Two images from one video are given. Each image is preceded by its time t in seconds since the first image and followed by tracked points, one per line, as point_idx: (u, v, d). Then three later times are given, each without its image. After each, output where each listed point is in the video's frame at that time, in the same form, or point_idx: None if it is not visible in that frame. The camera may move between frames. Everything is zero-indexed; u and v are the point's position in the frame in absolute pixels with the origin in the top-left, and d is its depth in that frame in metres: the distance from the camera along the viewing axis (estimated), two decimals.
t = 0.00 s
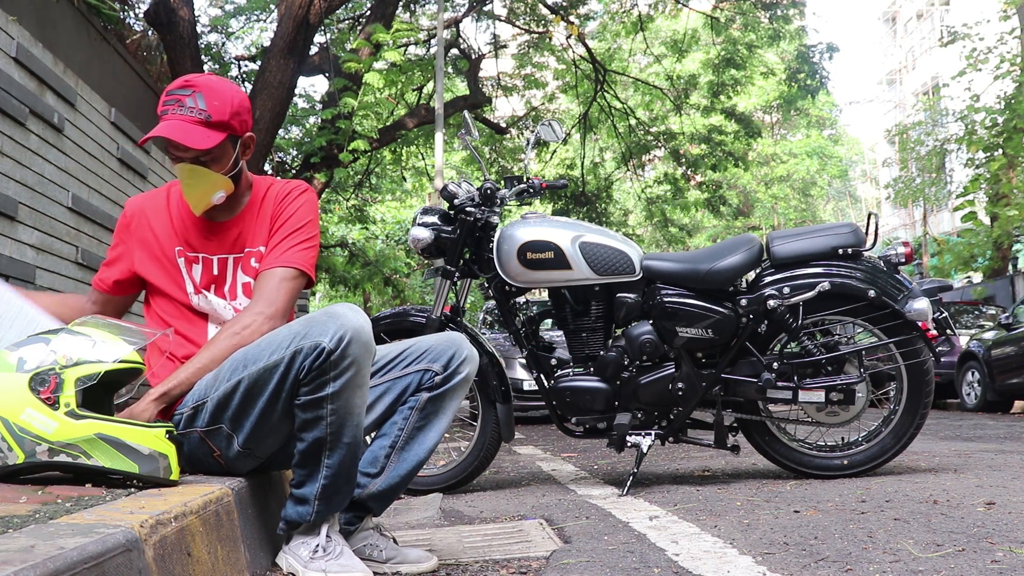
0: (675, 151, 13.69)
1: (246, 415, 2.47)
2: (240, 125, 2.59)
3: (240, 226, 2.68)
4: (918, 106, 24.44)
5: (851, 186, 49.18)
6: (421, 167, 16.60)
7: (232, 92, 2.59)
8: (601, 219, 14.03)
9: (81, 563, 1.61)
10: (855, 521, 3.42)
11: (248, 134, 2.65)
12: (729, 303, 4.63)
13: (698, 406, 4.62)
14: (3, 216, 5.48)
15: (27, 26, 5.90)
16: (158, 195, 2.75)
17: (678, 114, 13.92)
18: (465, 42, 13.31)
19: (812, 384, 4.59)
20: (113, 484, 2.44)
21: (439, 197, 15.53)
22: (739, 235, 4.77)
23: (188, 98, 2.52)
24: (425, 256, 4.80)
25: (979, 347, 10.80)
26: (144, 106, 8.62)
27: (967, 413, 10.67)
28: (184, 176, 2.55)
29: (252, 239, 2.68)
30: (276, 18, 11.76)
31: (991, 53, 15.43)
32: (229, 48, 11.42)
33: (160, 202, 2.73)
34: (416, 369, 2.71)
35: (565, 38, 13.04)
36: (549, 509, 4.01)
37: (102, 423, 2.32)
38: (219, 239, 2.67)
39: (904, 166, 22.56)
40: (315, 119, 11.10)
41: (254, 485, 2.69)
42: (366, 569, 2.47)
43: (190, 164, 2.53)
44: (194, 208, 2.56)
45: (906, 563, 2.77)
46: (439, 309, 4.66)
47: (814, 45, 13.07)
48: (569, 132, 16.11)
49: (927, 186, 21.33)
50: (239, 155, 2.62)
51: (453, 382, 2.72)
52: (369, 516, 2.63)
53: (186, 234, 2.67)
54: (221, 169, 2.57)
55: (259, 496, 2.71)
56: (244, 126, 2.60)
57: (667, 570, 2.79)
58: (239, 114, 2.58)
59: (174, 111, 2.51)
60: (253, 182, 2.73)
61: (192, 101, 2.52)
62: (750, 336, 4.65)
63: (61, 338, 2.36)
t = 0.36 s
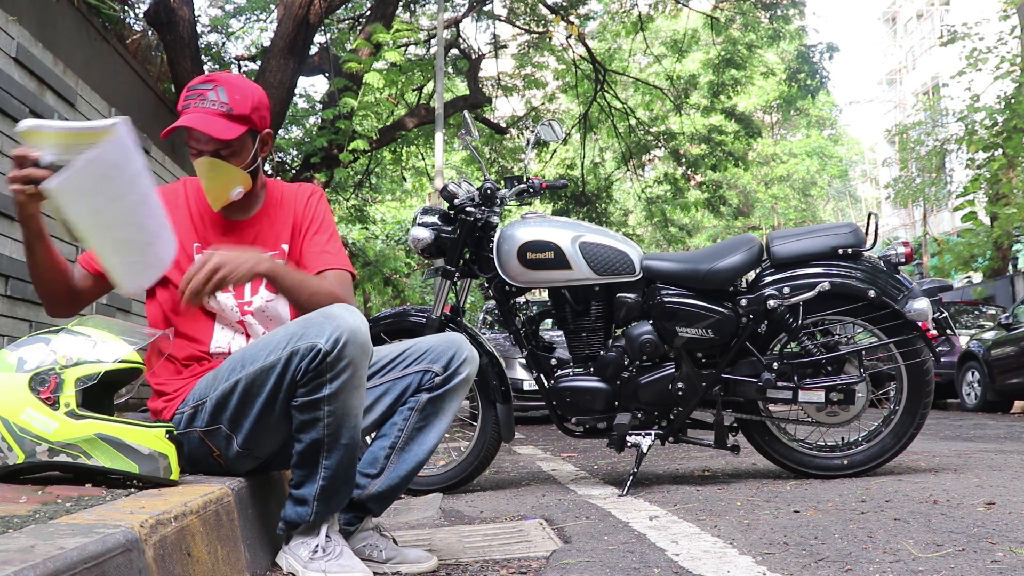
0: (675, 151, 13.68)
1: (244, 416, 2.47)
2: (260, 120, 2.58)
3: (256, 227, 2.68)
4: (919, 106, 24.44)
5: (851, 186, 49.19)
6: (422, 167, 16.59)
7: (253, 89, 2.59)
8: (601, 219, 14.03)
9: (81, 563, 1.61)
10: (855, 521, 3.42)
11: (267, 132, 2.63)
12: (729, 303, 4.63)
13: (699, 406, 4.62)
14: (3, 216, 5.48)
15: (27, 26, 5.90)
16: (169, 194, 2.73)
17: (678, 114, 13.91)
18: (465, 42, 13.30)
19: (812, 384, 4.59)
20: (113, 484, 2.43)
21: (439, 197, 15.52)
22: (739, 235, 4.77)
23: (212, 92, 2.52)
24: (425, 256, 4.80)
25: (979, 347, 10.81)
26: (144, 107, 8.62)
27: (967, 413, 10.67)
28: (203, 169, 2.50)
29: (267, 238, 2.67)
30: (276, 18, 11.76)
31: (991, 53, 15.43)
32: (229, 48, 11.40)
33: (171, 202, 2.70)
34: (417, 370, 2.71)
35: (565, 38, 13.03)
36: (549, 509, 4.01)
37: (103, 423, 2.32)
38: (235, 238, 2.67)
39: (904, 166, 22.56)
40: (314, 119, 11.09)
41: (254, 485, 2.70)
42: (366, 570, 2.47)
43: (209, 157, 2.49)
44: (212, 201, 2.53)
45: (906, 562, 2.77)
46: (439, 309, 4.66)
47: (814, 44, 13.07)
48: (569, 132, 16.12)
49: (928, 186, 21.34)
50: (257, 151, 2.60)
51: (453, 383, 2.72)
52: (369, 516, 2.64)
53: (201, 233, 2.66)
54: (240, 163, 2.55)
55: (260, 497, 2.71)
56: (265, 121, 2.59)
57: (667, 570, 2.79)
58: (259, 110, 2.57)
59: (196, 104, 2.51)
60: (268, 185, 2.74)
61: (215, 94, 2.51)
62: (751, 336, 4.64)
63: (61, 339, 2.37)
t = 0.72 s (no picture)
0: (675, 151, 13.68)
1: (247, 417, 2.47)
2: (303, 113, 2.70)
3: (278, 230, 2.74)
4: (919, 106, 24.44)
5: (851, 186, 49.22)
6: (422, 167, 16.59)
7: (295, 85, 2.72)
8: (601, 219, 14.03)
9: (80, 563, 1.61)
10: (855, 521, 3.42)
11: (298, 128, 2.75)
12: (729, 303, 4.63)
13: (699, 406, 4.62)
14: (3, 216, 5.48)
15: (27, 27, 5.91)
16: (194, 189, 2.67)
17: (678, 114, 13.90)
18: (465, 42, 13.30)
19: (812, 384, 4.59)
20: (113, 484, 2.43)
21: (439, 197, 15.52)
22: (739, 235, 4.77)
23: (269, 76, 2.60)
24: (425, 256, 4.80)
25: (979, 347, 10.80)
26: (144, 107, 8.62)
27: (967, 413, 10.67)
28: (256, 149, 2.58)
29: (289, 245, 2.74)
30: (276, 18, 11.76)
31: (991, 53, 15.43)
32: (229, 48, 11.40)
33: (200, 199, 2.66)
34: (418, 371, 2.71)
35: (565, 38, 13.03)
36: (549, 509, 4.01)
37: (103, 423, 2.33)
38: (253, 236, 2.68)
39: (904, 166, 22.56)
40: (315, 119, 11.09)
41: (253, 486, 2.69)
42: (366, 570, 2.47)
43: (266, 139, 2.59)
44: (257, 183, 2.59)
45: (906, 562, 2.77)
46: (439, 309, 4.66)
47: (814, 44, 13.08)
48: (569, 132, 16.12)
49: (928, 186, 21.35)
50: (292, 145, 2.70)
51: (453, 384, 2.73)
52: (368, 517, 2.63)
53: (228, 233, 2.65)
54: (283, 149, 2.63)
55: (259, 498, 2.70)
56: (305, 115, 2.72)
57: (667, 569, 2.79)
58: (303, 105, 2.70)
59: (260, 84, 2.57)
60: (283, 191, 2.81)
61: (273, 78, 2.60)
62: (751, 336, 4.64)
63: (61, 338, 2.36)
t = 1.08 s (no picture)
0: (675, 151, 13.68)
1: (258, 417, 2.48)
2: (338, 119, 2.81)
3: (288, 230, 2.77)
4: (919, 106, 24.44)
5: (851, 186, 49.24)
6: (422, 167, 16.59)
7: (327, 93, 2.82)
8: (601, 219, 14.04)
9: (80, 563, 1.61)
10: (855, 521, 3.42)
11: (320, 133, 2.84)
12: (729, 303, 4.63)
13: (699, 406, 4.62)
14: (3, 216, 5.48)
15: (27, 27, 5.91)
16: (210, 185, 2.62)
17: (678, 114, 13.90)
18: (465, 42, 13.29)
19: (812, 384, 4.59)
20: (113, 484, 2.43)
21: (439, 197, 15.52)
22: (739, 235, 4.77)
23: (319, 80, 2.69)
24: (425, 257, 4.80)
25: (979, 347, 10.80)
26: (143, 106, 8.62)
27: (967, 413, 10.67)
28: (303, 151, 2.67)
29: (300, 246, 2.79)
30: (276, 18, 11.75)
31: (991, 53, 15.42)
32: (229, 48, 11.40)
33: (216, 196, 2.62)
34: (422, 373, 2.71)
35: (565, 38, 13.02)
36: (549, 509, 4.01)
37: (103, 423, 2.33)
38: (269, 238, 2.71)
39: (904, 166, 22.56)
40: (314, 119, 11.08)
41: (256, 485, 2.70)
42: (366, 570, 2.47)
43: (315, 142, 2.69)
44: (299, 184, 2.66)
45: (906, 562, 2.77)
46: (439, 309, 4.66)
47: (814, 45, 13.09)
48: (569, 132, 16.12)
49: (928, 186, 21.35)
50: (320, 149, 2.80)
51: (457, 386, 2.72)
52: (369, 516, 2.64)
53: (244, 235, 2.65)
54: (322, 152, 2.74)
55: (260, 497, 2.71)
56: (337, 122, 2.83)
57: (667, 570, 2.79)
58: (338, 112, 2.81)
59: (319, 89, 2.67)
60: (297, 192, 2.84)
61: (325, 83, 2.70)
62: (751, 336, 4.64)
63: (62, 338, 2.37)
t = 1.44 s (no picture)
0: (675, 150, 13.67)
1: (254, 420, 2.47)
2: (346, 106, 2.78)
3: (300, 227, 2.75)
4: (918, 106, 24.44)
5: (851, 186, 49.30)
6: (422, 167, 16.60)
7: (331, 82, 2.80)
8: (601, 219, 14.05)
9: (80, 563, 1.61)
10: (855, 521, 3.42)
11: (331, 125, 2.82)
12: (729, 303, 4.64)
13: (699, 406, 4.62)
14: (3, 216, 5.48)
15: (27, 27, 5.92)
16: (227, 183, 2.60)
17: (678, 114, 13.89)
18: (465, 42, 13.29)
19: (812, 384, 4.59)
20: (113, 484, 2.42)
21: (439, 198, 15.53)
22: (739, 235, 4.77)
23: (320, 67, 2.67)
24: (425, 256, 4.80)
25: (979, 347, 10.80)
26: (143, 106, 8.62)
27: (967, 413, 10.67)
28: (314, 137, 2.63)
29: (312, 244, 2.77)
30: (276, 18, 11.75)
31: (991, 53, 15.42)
32: (229, 48, 11.40)
33: (234, 194, 2.59)
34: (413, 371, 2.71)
35: (565, 38, 13.02)
36: (549, 509, 4.01)
37: (103, 423, 2.33)
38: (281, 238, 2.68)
39: (904, 166, 22.58)
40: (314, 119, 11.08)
41: (255, 485, 2.70)
42: (366, 569, 2.47)
43: (325, 126, 2.66)
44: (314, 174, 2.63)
45: (906, 563, 2.77)
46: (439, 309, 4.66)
47: (814, 45, 13.09)
48: (569, 132, 16.12)
49: (927, 186, 21.36)
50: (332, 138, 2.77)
51: (449, 383, 2.72)
52: (368, 515, 2.63)
53: (261, 234, 2.62)
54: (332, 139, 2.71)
55: (259, 496, 2.71)
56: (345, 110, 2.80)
57: (667, 569, 2.79)
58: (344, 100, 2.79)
59: (320, 73, 2.65)
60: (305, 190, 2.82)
61: (325, 68, 2.68)
62: (751, 336, 4.64)
63: (61, 339, 2.41)
